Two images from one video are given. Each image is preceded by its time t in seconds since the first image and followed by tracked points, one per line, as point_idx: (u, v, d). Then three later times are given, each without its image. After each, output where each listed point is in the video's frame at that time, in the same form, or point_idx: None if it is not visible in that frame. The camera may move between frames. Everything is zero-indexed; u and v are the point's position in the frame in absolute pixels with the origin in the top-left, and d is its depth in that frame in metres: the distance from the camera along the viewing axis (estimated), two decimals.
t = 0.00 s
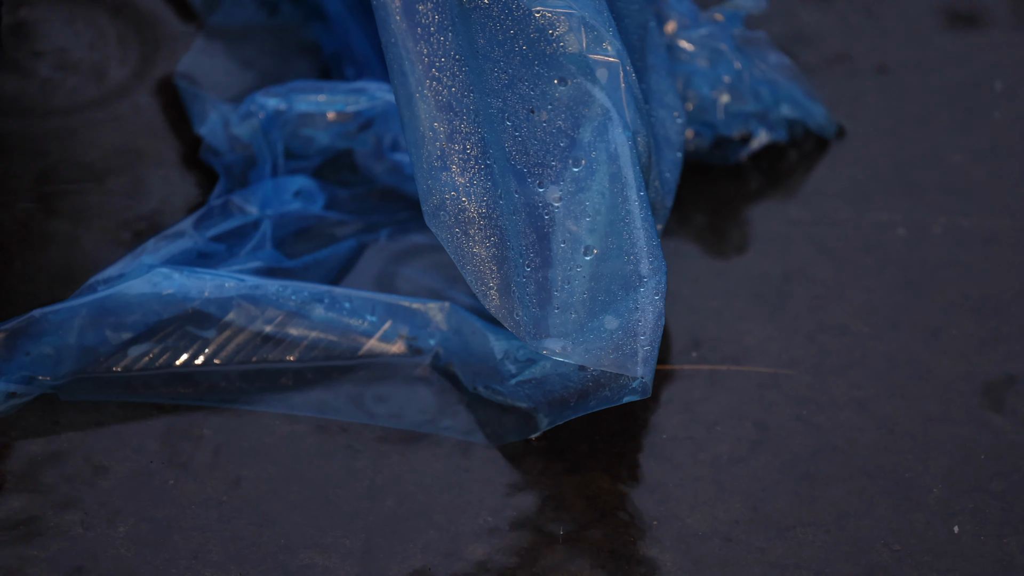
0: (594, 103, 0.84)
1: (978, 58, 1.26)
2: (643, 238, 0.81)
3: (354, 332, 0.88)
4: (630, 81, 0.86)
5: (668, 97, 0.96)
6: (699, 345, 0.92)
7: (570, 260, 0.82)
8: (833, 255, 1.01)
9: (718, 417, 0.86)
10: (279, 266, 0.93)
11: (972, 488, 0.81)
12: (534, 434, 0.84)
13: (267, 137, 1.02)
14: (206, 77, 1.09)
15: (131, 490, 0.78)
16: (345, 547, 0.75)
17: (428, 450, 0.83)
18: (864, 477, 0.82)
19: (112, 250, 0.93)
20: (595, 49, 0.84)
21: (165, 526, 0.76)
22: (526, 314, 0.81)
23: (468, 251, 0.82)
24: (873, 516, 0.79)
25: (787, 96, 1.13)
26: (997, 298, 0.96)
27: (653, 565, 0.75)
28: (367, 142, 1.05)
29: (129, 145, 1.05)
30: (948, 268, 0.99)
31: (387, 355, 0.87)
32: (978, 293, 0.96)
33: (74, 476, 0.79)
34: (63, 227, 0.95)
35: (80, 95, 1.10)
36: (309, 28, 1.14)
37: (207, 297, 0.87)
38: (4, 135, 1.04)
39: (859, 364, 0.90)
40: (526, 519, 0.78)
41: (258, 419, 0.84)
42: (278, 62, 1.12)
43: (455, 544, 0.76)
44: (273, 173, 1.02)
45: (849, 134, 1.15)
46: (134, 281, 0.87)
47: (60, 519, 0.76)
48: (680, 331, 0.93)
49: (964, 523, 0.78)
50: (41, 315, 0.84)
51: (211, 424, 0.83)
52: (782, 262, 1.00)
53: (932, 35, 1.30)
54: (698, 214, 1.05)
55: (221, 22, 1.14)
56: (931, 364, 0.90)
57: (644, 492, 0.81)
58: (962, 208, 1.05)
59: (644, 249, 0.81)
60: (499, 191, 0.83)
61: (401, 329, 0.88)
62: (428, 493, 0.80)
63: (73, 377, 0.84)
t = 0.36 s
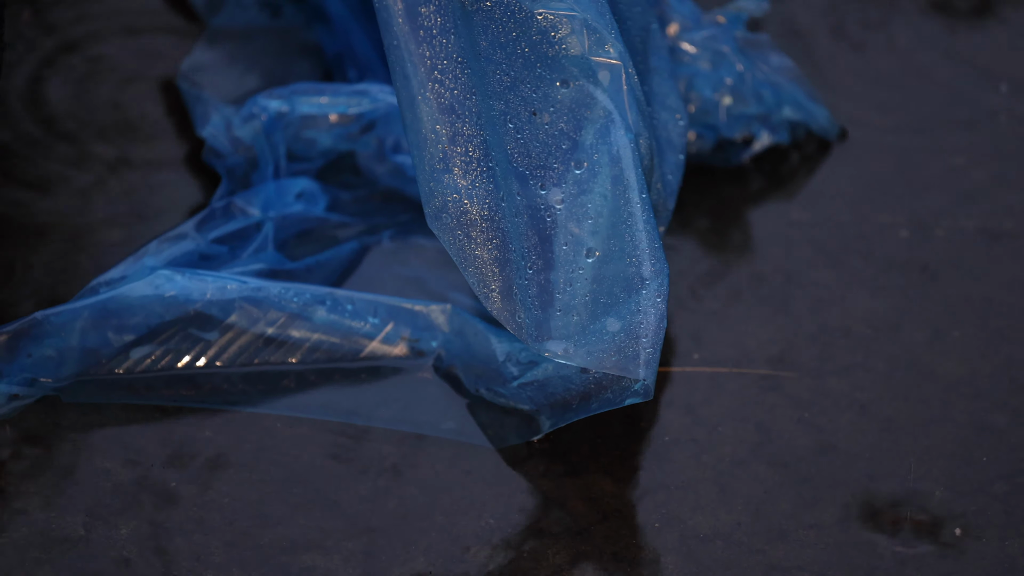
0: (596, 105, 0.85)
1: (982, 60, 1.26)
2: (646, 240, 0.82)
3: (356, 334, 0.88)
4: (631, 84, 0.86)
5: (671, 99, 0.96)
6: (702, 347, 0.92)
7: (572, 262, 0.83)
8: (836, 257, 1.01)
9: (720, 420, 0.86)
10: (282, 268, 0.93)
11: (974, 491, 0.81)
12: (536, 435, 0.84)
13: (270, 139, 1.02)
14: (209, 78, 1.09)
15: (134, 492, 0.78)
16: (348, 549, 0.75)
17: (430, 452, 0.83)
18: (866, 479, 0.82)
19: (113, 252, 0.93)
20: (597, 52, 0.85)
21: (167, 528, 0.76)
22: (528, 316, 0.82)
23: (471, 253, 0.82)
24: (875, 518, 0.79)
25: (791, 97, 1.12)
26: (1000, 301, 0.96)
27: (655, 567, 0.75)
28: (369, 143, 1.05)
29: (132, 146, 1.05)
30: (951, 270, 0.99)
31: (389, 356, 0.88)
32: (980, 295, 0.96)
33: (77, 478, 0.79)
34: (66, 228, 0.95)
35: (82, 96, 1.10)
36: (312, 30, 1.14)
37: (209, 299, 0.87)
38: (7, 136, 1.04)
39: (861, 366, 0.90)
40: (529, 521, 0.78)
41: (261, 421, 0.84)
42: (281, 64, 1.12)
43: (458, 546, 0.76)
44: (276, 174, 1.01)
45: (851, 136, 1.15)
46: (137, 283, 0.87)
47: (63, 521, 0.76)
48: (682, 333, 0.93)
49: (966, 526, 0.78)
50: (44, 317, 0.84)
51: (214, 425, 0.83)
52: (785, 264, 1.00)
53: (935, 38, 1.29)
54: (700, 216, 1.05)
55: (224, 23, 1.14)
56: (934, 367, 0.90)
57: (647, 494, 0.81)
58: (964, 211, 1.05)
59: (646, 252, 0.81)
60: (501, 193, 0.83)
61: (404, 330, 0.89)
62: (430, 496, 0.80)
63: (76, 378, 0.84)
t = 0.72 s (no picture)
0: (599, 107, 0.85)
1: (985, 63, 1.26)
2: (649, 242, 0.82)
3: (359, 337, 0.88)
4: (636, 86, 0.86)
5: (674, 102, 0.96)
6: (705, 350, 0.92)
7: (576, 265, 0.83)
8: (839, 259, 1.00)
9: (723, 422, 0.86)
10: (284, 271, 0.92)
11: (977, 493, 0.81)
12: (539, 438, 0.84)
13: (273, 142, 1.02)
14: (212, 81, 1.09)
15: (137, 495, 0.78)
16: (351, 552, 0.75)
17: (433, 455, 0.83)
18: (868, 482, 0.82)
19: (116, 254, 0.93)
20: (601, 55, 0.85)
21: (170, 531, 0.76)
22: (531, 319, 0.82)
23: (474, 256, 0.82)
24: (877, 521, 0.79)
25: (793, 100, 1.14)
26: (1004, 304, 0.96)
27: (658, 570, 0.75)
28: (372, 146, 1.05)
29: (134, 148, 1.05)
30: (954, 272, 0.99)
31: (392, 359, 0.88)
32: (983, 297, 0.96)
33: (80, 481, 0.79)
34: (68, 231, 0.95)
35: (85, 98, 1.10)
36: (315, 32, 1.14)
37: (213, 302, 0.87)
38: (9, 137, 1.04)
39: (864, 369, 0.90)
40: (531, 524, 0.78)
41: (263, 424, 0.84)
42: (284, 66, 1.12)
43: (461, 549, 0.76)
44: (278, 177, 1.01)
45: (855, 139, 1.15)
46: (139, 285, 0.87)
47: (65, 524, 0.76)
48: (685, 335, 0.93)
49: (968, 528, 0.78)
50: (46, 319, 0.84)
51: (216, 428, 0.83)
52: (788, 267, 1.00)
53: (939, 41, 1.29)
54: (703, 219, 1.05)
55: (226, 27, 1.14)
56: (937, 370, 0.90)
57: (649, 497, 0.81)
58: (967, 213, 1.05)
59: (649, 254, 0.82)
60: (505, 196, 0.83)
61: (406, 333, 0.88)
62: (433, 499, 0.80)
63: (78, 381, 0.83)
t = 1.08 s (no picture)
0: (603, 112, 0.85)
1: (991, 66, 1.26)
2: (653, 246, 0.82)
3: (363, 341, 0.87)
4: (639, 90, 0.86)
5: (678, 106, 0.96)
6: (709, 354, 0.92)
7: (580, 269, 0.83)
8: (844, 263, 1.00)
9: (728, 427, 0.86)
10: (289, 275, 0.92)
11: (981, 498, 0.81)
12: (543, 442, 0.84)
13: (277, 145, 1.02)
14: (216, 84, 1.09)
15: (142, 499, 0.78)
16: (355, 556, 0.75)
17: (438, 459, 0.83)
18: (872, 485, 0.82)
19: (121, 257, 0.93)
20: (605, 59, 0.85)
21: (175, 534, 0.76)
22: (535, 323, 0.82)
23: (478, 260, 0.82)
24: (881, 525, 0.79)
25: (798, 104, 1.13)
26: (1008, 308, 0.96)
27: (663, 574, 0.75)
28: (377, 150, 1.04)
29: (138, 152, 1.05)
30: (959, 276, 0.99)
31: (397, 363, 0.87)
32: (988, 301, 0.96)
33: (84, 485, 0.79)
34: (72, 234, 0.95)
35: (89, 101, 1.10)
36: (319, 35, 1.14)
37: (217, 306, 0.87)
38: (14, 140, 1.04)
39: (869, 373, 0.90)
40: (535, 528, 0.78)
41: (269, 429, 0.84)
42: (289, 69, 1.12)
43: (465, 553, 0.76)
44: (283, 181, 1.01)
45: (859, 143, 1.15)
46: (144, 289, 0.87)
47: (71, 527, 0.76)
48: (689, 339, 0.93)
49: (973, 533, 0.78)
50: (51, 323, 0.84)
51: (221, 433, 0.83)
52: (792, 270, 1.00)
53: (943, 44, 1.29)
54: (708, 223, 1.05)
55: (231, 30, 1.12)
56: (942, 374, 0.90)
57: (653, 501, 0.81)
58: (973, 217, 1.05)
59: (653, 258, 0.82)
60: (509, 200, 0.83)
61: (411, 337, 0.88)
62: (437, 503, 0.80)
63: (83, 385, 0.83)
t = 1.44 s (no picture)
0: (608, 116, 0.85)
1: (997, 70, 1.25)
2: (659, 252, 0.82)
3: (368, 345, 0.88)
4: (644, 95, 0.86)
5: (684, 110, 0.95)
6: (714, 359, 0.92)
7: (585, 274, 0.83)
8: (849, 268, 1.00)
9: (732, 432, 0.86)
10: (294, 279, 0.92)
11: (987, 503, 0.81)
12: (548, 447, 0.84)
13: (282, 149, 1.02)
14: (222, 88, 1.09)
15: (147, 504, 0.78)
16: (360, 560, 0.75)
17: (442, 463, 0.83)
18: (877, 490, 0.81)
19: (126, 261, 0.93)
20: (610, 63, 0.85)
21: (181, 539, 0.76)
22: (541, 328, 0.82)
23: (483, 265, 0.82)
24: (886, 531, 0.79)
25: (803, 108, 1.12)
26: (1014, 313, 0.95)
27: None
28: (382, 154, 1.04)
29: (143, 155, 1.05)
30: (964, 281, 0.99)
31: (402, 368, 0.88)
32: (994, 306, 0.96)
33: (90, 489, 0.79)
34: (78, 238, 0.95)
35: (95, 104, 1.10)
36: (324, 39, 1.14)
37: (222, 310, 0.87)
38: (19, 144, 1.04)
39: (874, 378, 0.90)
40: (540, 533, 0.78)
41: (274, 434, 0.84)
42: (294, 73, 1.12)
43: (470, 557, 0.76)
44: (288, 185, 1.01)
45: (865, 148, 1.14)
46: (149, 294, 0.87)
47: (76, 531, 0.76)
48: (694, 344, 0.93)
49: (978, 538, 0.78)
50: (56, 327, 0.84)
51: (226, 437, 0.83)
52: (798, 275, 1.00)
53: (949, 49, 1.29)
54: (713, 228, 1.05)
55: (237, 35, 1.13)
56: (947, 379, 0.90)
57: (658, 506, 0.81)
58: (978, 221, 1.05)
59: (659, 263, 0.82)
60: (514, 205, 0.83)
61: (416, 342, 0.89)
62: (442, 507, 0.80)
63: (88, 390, 0.83)
